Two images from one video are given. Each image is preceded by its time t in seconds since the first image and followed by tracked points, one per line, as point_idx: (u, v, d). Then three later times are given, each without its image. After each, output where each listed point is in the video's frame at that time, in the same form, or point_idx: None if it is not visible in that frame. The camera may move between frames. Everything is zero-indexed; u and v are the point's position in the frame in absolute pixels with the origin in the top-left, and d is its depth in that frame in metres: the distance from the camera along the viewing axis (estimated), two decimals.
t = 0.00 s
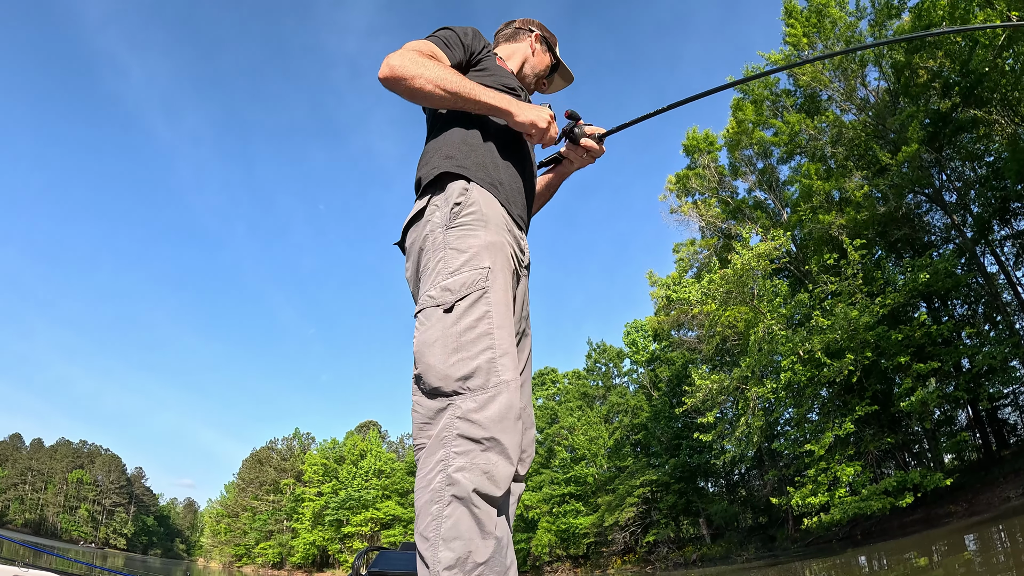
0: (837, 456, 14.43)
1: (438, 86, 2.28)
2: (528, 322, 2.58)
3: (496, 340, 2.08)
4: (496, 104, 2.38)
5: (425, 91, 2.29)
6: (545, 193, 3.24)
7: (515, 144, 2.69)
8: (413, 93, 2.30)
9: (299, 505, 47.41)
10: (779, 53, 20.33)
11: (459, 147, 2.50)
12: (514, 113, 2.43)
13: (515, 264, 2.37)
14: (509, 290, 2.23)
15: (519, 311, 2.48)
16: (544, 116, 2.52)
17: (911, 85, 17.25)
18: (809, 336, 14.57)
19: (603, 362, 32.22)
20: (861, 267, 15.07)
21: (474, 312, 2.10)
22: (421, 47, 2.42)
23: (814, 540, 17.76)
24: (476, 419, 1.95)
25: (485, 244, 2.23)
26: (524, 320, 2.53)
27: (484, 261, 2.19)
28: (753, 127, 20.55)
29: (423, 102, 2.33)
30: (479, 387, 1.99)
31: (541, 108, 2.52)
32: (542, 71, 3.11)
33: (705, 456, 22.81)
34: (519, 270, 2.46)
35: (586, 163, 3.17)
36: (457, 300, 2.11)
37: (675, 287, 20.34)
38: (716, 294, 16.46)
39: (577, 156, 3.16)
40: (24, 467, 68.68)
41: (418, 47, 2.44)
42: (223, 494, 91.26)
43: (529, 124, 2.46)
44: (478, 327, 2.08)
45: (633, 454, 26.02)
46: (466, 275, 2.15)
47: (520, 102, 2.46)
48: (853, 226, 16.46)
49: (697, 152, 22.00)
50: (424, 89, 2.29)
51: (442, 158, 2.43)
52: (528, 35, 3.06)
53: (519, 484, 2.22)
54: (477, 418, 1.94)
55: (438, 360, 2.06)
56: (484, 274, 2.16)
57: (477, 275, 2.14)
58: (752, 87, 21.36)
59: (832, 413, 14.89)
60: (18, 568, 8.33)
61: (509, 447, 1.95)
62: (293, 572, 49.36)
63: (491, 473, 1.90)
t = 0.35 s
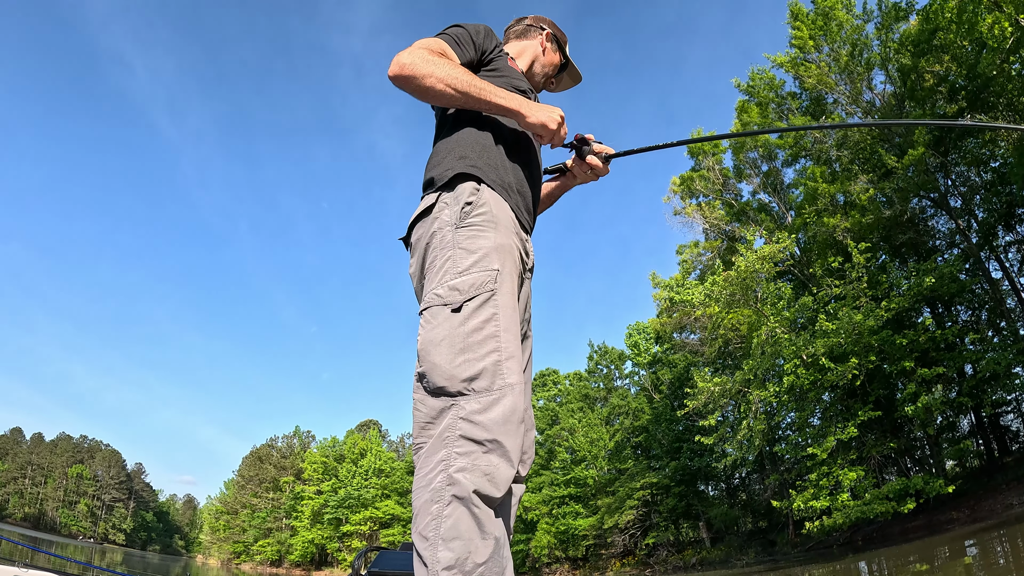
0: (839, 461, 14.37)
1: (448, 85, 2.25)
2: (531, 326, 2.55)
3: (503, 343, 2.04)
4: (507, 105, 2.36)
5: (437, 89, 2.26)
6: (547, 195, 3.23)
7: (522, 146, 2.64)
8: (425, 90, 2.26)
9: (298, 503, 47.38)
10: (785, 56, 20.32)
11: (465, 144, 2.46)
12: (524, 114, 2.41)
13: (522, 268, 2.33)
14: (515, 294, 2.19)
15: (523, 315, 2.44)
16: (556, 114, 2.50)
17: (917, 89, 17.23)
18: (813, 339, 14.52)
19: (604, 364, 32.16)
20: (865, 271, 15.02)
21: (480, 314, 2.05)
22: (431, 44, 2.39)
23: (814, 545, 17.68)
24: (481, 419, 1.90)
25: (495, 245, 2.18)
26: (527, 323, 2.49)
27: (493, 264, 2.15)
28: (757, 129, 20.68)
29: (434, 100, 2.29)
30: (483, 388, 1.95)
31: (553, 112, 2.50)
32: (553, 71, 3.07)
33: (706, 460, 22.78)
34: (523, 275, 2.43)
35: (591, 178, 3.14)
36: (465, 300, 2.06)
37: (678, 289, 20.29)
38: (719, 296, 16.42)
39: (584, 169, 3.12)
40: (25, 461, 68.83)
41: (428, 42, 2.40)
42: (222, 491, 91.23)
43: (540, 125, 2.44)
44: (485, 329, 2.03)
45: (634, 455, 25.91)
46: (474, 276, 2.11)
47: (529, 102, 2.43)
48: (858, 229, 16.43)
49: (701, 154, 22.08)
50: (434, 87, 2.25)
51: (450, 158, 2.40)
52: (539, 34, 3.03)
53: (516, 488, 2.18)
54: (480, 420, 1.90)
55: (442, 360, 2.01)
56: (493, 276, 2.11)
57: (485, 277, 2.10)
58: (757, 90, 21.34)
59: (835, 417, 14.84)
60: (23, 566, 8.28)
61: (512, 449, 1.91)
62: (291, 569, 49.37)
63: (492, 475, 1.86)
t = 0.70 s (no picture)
0: (838, 457, 14.34)
1: (451, 88, 2.25)
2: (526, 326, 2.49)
3: (496, 340, 1.98)
4: (507, 109, 2.35)
5: (435, 92, 2.26)
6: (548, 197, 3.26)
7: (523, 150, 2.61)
8: (424, 91, 2.27)
9: (297, 504, 47.27)
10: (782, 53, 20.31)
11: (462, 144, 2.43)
12: (524, 117, 2.39)
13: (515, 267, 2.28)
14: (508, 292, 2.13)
15: (518, 316, 2.38)
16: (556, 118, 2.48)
17: (915, 85, 17.22)
18: (811, 336, 14.50)
19: (602, 362, 32.09)
20: (864, 267, 14.98)
21: (472, 311, 1.99)
22: (430, 49, 2.40)
23: (814, 542, 17.64)
24: (473, 418, 1.84)
25: (487, 243, 2.13)
26: (522, 324, 2.43)
27: (485, 261, 2.10)
28: (755, 126, 20.69)
29: (434, 103, 2.29)
30: (476, 387, 1.89)
31: (552, 115, 2.48)
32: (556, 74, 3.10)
33: (705, 458, 22.76)
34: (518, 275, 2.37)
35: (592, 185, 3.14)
36: (456, 299, 2.00)
37: (676, 286, 20.27)
38: (717, 293, 16.43)
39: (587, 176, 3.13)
40: (23, 463, 68.74)
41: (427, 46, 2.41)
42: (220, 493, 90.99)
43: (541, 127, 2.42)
44: (477, 327, 1.97)
45: (633, 454, 25.83)
46: (465, 275, 2.05)
47: (532, 108, 2.43)
48: (856, 225, 16.44)
49: (698, 151, 22.10)
50: (436, 92, 2.26)
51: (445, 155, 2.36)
52: (540, 35, 3.06)
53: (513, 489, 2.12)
54: (473, 419, 1.84)
55: (435, 359, 1.95)
56: (485, 273, 2.06)
57: (476, 276, 2.05)
58: (755, 87, 21.34)
59: (834, 413, 14.81)
60: (21, 569, 8.25)
61: (507, 447, 1.85)
62: (290, 570, 49.27)
63: (487, 473, 1.80)
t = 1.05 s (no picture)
0: (837, 451, 14.34)
1: (442, 93, 2.22)
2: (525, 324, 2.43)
3: (492, 339, 1.92)
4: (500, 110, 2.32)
5: (426, 101, 2.22)
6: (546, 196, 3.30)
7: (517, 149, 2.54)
8: (413, 98, 2.22)
9: (295, 503, 47.20)
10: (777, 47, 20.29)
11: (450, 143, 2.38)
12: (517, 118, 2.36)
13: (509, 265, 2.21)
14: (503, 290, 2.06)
15: (514, 316, 2.32)
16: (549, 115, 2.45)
17: (910, 79, 17.21)
18: (809, 329, 14.49)
19: (599, 359, 32.02)
20: (861, 260, 14.97)
21: (466, 311, 1.93)
22: (418, 59, 2.38)
23: (813, 536, 17.65)
24: (471, 416, 1.79)
25: (479, 242, 2.08)
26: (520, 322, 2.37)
27: (477, 261, 2.04)
28: (750, 121, 20.69)
29: (427, 110, 2.25)
30: (474, 386, 1.83)
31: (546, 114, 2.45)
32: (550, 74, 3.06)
33: (703, 453, 22.79)
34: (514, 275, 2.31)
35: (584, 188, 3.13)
36: (449, 299, 1.94)
37: (673, 281, 20.23)
38: (714, 287, 16.45)
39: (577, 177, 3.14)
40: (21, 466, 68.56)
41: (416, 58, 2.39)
42: (218, 494, 90.79)
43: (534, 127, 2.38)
44: (471, 326, 1.91)
45: (631, 449, 25.81)
46: (457, 276, 1.99)
47: (524, 106, 2.39)
48: (852, 218, 16.45)
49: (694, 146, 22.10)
50: (428, 96, 2.22)
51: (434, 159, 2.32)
52: (530, 31, 3.03)
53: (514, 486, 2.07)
54: (471, 418, 1.79)
55: (430, 360, 1.90)
56: (478, 273, 2.00)
57: (469, 276, 1.99)
58: (750, 81, 21.32)
59: (833, 406, 14.80)
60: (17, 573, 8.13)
61: (508, 444, 1.79)
62: (289, 569, 49.22)
63: (488, 472, 1.75)
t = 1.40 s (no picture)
0: (839, 451, 14.30)
1: (432, 107, 2.19)
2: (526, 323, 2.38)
3: (488, 339, 1.87)
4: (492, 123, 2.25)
5: (417, 115, 2.21)
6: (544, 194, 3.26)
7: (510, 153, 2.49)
8: (403, 113, 2.22)
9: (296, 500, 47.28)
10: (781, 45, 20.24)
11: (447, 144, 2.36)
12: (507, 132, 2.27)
13: (506, 266, 2.18)
14: (499, 290, 2.02)
15: (514, 316, 2.28)
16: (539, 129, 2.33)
17: (914, 78, 17.14)
18: (812, 328, 14.44)
19: (600, 357, 31.93)
20: (864, 259, 14.91)
21: (460, 313, 1.89)
22: (412, 68, 2.36)
23: (814, 537, 17.61)
24: (468, 417, 1.75)
25: (472, 245, 2.04)
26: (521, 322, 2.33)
27: (471, 263, 2.00)
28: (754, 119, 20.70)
29: (419, 122, 2.23)
30: (469, 387, 1.79)
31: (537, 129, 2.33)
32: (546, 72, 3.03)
33: (704, 452, 22.78)
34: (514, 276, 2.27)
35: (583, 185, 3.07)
36: (443, 302, 1.91)
37: (675, 280, 20.19)
38: (717, 285, 16.45)
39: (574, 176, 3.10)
40: (22, 462, 68.67)
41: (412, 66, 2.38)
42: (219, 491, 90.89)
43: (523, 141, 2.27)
44: (466, 327, 1.87)
45: (632, 448, 25.75)
46: (451, 278, 1.96)
47: (516, 119, 2.30)
48: (856, 217, 16.41)
49: (697, 144, 22.08)
50: (418, 111, 2.20)
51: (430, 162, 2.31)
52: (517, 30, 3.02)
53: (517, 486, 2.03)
54: (468, 418, 1.75)
55: (426, 362, 1.87)
56: (472, 274, 1.96)
57: (462, 278, 1.95)
58: (753, 80, 21.26)
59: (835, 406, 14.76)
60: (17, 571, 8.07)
61: (506, 444, 1.75)
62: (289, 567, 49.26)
63: (487, 472, 1.70)
